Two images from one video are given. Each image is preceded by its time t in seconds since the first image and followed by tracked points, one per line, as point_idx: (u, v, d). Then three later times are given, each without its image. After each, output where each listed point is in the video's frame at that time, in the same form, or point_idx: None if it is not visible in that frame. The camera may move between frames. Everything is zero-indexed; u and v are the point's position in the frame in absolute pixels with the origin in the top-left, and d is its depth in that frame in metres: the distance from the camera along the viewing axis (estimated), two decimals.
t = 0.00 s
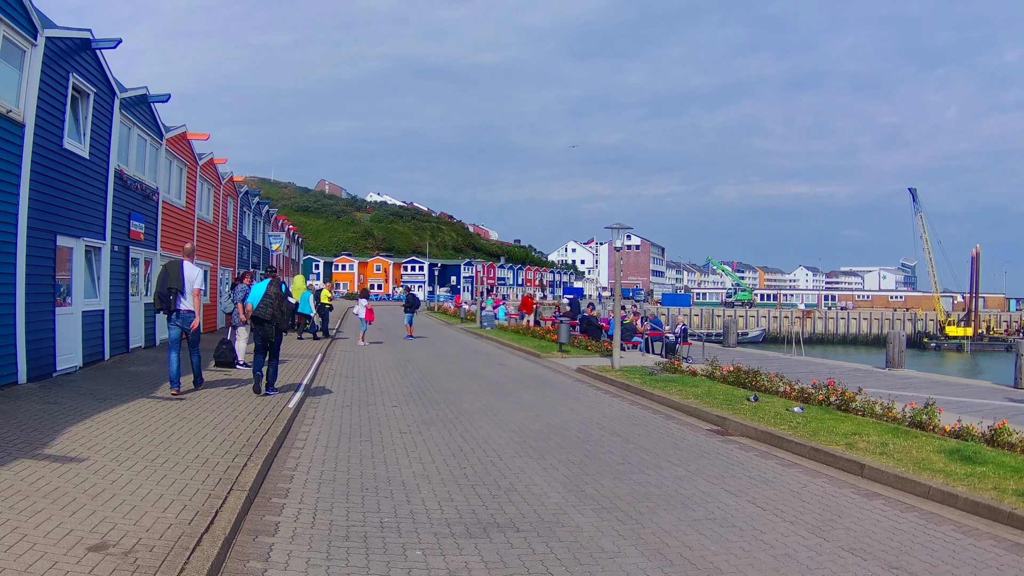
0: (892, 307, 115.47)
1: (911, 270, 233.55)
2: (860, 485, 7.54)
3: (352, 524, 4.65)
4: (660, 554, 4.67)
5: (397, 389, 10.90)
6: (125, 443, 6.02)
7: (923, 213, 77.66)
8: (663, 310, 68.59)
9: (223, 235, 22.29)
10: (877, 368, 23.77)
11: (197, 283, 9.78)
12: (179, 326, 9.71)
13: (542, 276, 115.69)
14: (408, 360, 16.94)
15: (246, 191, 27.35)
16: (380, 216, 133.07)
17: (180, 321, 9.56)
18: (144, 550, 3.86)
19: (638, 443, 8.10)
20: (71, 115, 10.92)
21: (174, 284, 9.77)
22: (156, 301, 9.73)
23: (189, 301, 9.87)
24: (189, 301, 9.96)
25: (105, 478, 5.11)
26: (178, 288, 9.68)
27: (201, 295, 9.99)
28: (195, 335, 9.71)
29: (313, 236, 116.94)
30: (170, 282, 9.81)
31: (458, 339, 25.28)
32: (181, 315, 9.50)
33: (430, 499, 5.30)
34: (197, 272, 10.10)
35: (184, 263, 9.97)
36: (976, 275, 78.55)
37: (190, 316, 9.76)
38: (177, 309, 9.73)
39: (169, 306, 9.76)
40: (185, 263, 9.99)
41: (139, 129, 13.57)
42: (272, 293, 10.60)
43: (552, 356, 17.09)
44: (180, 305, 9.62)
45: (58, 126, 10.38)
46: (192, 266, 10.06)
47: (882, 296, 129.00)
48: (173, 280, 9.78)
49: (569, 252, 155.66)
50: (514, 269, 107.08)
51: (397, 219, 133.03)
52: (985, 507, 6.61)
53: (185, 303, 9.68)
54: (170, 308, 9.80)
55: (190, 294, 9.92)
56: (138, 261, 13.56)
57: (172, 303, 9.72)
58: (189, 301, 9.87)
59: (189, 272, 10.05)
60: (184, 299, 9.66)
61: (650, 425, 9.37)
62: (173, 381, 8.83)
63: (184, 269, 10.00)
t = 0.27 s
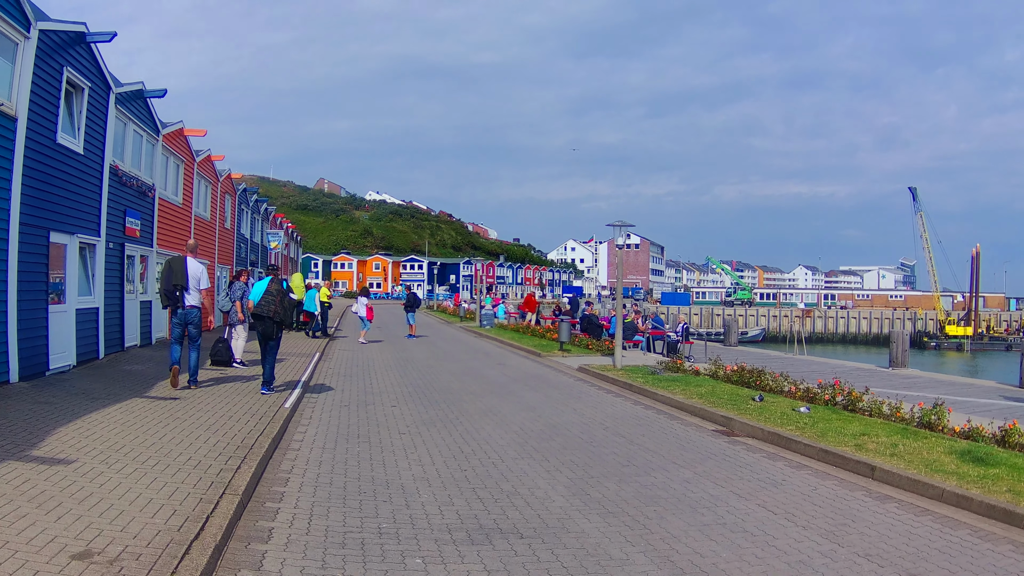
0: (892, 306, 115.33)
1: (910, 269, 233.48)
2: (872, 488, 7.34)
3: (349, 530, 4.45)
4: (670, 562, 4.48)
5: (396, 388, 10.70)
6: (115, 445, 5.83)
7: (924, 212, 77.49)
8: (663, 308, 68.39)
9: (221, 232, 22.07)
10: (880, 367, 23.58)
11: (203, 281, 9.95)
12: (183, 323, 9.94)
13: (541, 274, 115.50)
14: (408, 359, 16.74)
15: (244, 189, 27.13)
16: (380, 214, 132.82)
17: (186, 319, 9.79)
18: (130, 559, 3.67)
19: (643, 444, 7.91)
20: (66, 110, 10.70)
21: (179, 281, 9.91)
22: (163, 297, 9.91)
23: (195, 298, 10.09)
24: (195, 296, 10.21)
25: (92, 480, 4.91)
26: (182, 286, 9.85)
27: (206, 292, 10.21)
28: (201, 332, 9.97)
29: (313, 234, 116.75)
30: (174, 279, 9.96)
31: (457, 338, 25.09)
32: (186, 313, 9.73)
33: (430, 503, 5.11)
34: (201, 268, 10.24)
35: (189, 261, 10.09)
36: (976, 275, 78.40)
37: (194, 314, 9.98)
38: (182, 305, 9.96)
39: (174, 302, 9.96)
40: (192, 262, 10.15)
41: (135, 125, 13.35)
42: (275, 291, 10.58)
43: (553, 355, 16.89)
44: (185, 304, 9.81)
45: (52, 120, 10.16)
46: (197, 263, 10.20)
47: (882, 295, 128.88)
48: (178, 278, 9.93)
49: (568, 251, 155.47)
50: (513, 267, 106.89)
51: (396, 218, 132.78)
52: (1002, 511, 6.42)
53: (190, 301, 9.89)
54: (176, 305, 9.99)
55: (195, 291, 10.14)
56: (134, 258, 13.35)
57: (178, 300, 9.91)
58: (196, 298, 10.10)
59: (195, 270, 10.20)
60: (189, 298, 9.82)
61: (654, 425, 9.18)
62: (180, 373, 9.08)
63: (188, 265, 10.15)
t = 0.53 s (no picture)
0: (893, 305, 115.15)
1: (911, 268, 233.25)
2: (884, 494, 7.15)
3: (346, 542, 4.27)
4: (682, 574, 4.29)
5: (395, 389, 10.51)
6: (106, 450, 5.64)
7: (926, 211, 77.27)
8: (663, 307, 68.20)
9: (219, 231, 21.85)
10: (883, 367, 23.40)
11: (203, 279, 9.81)
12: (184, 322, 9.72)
13: (542, 273, 115.33)
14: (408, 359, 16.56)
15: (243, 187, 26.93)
16: (380, 213, 132.57)
17: (188, 319, 9.61)
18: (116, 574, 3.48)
19: (649, 448, 7.72)
20: (61, 105, 10.47)
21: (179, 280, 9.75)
22: (162, 297, 9.70)
23: (196, 298, 9.92)
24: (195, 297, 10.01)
25: (80, 488, 4.72)
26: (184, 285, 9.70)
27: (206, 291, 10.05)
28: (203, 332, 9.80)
29: (313, 233, 116.58)
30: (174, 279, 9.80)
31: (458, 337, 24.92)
32: (188, 312, 9.55)
33: (431, 512, 4.93)
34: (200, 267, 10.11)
35: (188, 260, 9.96)
36: (977, 274, 78.23)
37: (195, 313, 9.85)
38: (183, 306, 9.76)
39: (174, 303, 9.74)
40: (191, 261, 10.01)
41: (132, 121, 13.14)
42: (275, 290, 10.50)
43: (555, 355, 16.70)
44: (187, 302, 9.65)
45: (47, 116, 9.95)
46: (196, 262, 10.06)
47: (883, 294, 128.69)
48: (178, 277, 9.77)
49: (569, 250, 155.28)
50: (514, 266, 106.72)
51: (397, 216, 132.55)
52: (1020, 518, 6.22)
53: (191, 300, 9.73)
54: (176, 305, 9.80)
55: (195, 291, 9.97)
56: (131, 257, 13.16)
57: (179, 300, 9.72)
58: (196, 298, 9.92)
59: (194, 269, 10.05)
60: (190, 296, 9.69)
61: (660, 428, 9.00)
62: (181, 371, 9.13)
63: (186, 265, 10.00)
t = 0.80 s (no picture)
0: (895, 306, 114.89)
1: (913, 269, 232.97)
2: (899, 499, 6.96)
3: (347, 552, 4.09)
4: None
5: (397, 391, 10.33)
6: (99, 454, 5.46)
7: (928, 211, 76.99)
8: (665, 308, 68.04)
9: (220, 230, 21.69)
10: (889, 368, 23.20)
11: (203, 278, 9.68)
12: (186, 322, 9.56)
13: (543, 273, 115.21)
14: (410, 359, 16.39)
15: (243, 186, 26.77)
16: (381, 213, 132.39)
17: (190, 319, 9.46)
18: None
19: (658, 451, 7.55)
20: (57, 102, 10.29)
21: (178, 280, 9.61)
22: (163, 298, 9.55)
23: (196, 297, 9.73)
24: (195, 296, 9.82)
25: (71, 494, 4.55)
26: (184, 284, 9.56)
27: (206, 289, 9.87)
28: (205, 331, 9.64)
29: (313, 233, 116.48)
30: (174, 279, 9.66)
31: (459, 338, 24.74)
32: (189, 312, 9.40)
33: (435, 520, 4.75)
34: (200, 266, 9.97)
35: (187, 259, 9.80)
36: (979, 275, 78.01)
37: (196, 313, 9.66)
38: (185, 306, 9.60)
39: (176, 303, 9.60)
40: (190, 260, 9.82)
41: (131, 118, 12.97)
42: (281, 288, 10.80)
43: (558, 356, 16.54)
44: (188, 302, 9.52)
45: (43, 113, 9.79)
46: (196, 261, 9.90)
47: (885, 295, 128.40)
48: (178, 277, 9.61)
49: (570, 250, 155.11)
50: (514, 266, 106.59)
51: (397, 216, 132.34)
52: None
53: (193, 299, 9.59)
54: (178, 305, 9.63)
55: (195, 289, 9.78)
56: (129, 256, 12.99)
57: (180, 301, 9.57)
58: (196, 297, 9.73)
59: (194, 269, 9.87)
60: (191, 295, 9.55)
61: (667, 431, 8.82)
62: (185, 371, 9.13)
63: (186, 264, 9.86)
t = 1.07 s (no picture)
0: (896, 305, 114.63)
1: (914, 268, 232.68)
2: (919, 502, 6.76)
3: (352, 561, 3.90)
4: None
5: (400, 391, 10.14)
6: (94, 457, 5.27)
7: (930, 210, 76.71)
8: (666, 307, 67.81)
9: (220, 228, 21.50)
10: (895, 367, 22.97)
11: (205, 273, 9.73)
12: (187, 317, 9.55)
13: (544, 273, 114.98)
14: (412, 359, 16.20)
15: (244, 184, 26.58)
16: (381, 212, 132.24)
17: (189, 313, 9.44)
18: None
19: (669, 453, 7.36)
20: (54, 97, 10.10)
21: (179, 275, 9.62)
22: (164, 293, 9.55)
23: (196, 293, 9.69)
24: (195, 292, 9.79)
25: (64, 499, 4.36)
26: (185, 279, 9.56)
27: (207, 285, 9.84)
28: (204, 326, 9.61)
29: (314, 232, 116.26)
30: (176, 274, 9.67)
31: (462, 337, 24.57)
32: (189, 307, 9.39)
33: (443, 526, 4.56)
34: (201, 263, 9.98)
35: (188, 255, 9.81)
36: (981, 274, 77.81)
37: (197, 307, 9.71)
38: (185, 301, 9.58)
39: (176, 298, 9.59)
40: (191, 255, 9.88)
41: (130, 115, 12.79)
42: (289, 290, 10.94)
43: (562, 355, 16.34)
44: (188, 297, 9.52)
45: (40, 108, 9.60)
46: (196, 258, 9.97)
47: (886, 295, 128.12)
48: (178, 273, 9.61)
49: (571, 250, 154.85)
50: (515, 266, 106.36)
51: (398, 215, 132.17)
52: None
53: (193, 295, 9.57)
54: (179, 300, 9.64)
55: (195, 285, 9.75)
56: (128, 254, 12.80)
57: (180, 295, 9.55)
58: (197, 292, 9.71)
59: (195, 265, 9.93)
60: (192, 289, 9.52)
61: (677, 432, 8.62)
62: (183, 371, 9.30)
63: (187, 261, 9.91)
